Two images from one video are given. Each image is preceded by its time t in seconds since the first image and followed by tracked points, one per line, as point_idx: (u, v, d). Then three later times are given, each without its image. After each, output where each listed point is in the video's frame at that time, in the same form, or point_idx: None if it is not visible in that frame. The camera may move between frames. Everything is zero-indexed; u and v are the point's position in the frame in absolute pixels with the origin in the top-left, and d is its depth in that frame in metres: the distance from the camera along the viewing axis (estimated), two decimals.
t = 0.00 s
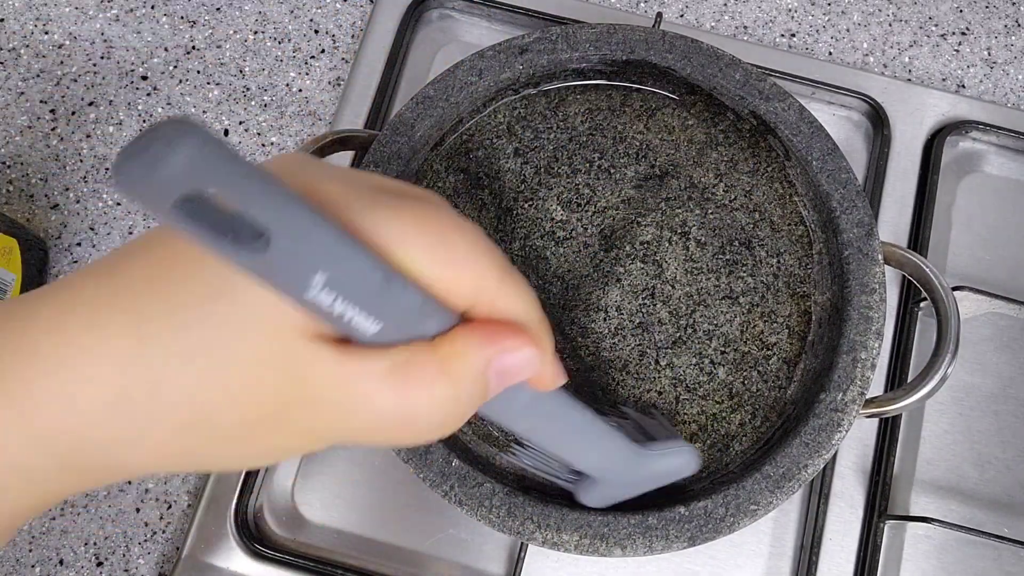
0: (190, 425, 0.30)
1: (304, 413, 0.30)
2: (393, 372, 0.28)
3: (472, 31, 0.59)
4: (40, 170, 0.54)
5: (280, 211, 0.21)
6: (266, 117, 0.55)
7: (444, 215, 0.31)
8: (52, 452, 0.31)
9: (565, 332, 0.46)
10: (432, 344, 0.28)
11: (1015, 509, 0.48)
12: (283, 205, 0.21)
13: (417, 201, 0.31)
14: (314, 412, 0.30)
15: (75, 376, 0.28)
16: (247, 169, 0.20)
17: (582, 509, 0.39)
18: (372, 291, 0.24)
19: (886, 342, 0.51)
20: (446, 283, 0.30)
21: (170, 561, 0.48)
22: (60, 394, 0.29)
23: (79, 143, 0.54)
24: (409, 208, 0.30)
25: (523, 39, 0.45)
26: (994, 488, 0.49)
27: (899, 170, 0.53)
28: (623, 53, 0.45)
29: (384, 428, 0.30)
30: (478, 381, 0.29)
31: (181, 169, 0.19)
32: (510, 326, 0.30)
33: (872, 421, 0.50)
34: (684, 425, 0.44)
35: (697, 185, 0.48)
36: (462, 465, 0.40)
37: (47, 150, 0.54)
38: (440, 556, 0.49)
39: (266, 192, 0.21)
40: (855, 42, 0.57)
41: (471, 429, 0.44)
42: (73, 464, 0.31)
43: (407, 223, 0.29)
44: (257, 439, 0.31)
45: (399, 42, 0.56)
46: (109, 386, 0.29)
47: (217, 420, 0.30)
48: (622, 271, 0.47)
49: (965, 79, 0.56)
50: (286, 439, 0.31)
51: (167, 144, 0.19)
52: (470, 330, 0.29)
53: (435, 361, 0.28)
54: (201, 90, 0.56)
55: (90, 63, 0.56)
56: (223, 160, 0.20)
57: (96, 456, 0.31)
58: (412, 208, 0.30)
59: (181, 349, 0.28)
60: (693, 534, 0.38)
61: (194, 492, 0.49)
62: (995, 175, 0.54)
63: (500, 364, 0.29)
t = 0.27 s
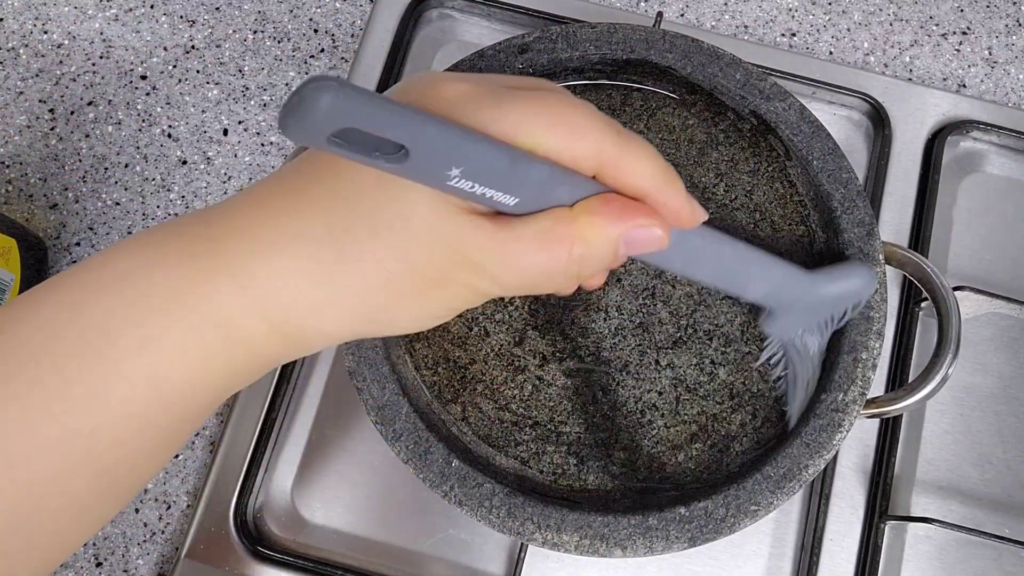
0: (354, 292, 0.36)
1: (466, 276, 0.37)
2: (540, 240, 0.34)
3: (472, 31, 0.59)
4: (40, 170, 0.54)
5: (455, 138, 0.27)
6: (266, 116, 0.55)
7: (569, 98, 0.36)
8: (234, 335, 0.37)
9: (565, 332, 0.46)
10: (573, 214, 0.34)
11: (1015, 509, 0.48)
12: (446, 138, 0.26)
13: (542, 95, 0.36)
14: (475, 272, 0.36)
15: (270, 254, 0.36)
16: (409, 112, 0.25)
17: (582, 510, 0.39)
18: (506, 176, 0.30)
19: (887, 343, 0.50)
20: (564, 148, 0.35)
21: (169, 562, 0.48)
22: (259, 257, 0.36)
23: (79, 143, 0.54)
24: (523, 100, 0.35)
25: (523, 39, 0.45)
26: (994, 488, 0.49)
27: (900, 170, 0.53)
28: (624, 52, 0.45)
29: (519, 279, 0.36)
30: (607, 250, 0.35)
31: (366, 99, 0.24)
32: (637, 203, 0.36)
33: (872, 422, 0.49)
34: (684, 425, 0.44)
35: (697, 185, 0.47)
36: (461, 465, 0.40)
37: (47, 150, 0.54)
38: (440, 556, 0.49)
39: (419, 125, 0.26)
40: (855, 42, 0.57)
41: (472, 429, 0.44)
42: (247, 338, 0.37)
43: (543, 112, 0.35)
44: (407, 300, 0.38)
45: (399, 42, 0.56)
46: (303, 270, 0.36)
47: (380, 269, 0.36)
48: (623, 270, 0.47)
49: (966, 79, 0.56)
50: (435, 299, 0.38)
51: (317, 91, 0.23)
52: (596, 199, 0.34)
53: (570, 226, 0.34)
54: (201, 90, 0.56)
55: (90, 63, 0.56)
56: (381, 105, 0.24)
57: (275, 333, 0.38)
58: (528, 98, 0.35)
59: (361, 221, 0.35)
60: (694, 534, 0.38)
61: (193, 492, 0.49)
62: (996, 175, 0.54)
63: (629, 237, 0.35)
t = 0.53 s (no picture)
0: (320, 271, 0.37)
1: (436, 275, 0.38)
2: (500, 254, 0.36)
3: (472, 31, 0.59)
4: (39, 170, 0.54)
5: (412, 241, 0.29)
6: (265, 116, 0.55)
7: (539, 121, 0.34)
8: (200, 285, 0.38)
9: (565, 332, 0.46)
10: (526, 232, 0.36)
11: (1016, 509, 0.48)
12: (416, 246, 0.29)
13: (513, 120, 0.34)
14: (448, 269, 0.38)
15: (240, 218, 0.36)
16: (349, 250, 0.27)
17: (582, 510, 0.39)
18: (477, 243, 0.32)
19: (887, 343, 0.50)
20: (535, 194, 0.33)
21: (169, 563, 0.47)
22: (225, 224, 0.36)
23: (78, 142, 0.54)
24: (494, 133, 0.34)
25: (524, 38, 0.45)
26: (996, 489, 0.49)
27: (901, 170, 0.53)
28: (624, 51, 0.45)
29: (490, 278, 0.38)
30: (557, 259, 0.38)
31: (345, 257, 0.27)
32: (591, 218, 0.38)
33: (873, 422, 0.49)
34: (684, 426, 0.44)
35: (697, 184, 0.48)
36: (461, 465, 0.39)
37: (46, 149, 0.54)
38: (440, 557, 0.49)
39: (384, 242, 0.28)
40: (856, 42, 0.56)
41: (471, 429, 0.44)
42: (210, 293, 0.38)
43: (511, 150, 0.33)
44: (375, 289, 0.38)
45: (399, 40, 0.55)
46: (267, 247, 0.36)
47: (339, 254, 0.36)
48: (623, 271, 0.46)
49: (967, 79, 0.56)
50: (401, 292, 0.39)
51: (317, 273, 0.27)
52: (551, 223, 0.36)
53: (524, 253, 0.37)
54: (200, 89, 0.56)
55: (89, 62, 0.56)
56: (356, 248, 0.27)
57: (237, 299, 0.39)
58: (506, 133, 0.34)
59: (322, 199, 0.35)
60: (694, 535, 0.38)
61: (193, 493, 0.48)
62: (997, 175, 0.54)
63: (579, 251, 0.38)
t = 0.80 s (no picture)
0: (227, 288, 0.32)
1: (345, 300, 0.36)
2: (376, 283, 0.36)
3: (472, 30, 0.59)
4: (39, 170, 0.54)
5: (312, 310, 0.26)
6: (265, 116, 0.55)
7: (429, 163, 0.33)
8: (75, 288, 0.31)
9: (565, 332, 0.46)
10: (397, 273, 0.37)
11: (1016, 509, 0.48)
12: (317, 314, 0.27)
13: (399, 173, 0.32)
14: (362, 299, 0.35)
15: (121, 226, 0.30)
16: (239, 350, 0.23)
17: (583, 510, 0.39)
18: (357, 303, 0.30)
19: (887, 343, 0.50)
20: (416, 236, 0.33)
21: (169, 562, 0.47)
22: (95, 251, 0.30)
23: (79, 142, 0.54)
24: (375, 186, 0.32)
25: (524, 37, 0.45)
26: (996, 488, 0.49)
27: (901, 170, 0.53)
28: (624, 51, 0.45)
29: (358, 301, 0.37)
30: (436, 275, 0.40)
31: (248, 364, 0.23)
32: (457, 240, 0.40)
33: (872, 422, 0.49)
34: (684, 426, 0.44)
35: (697, 184, 0.48)
36: (461, 465, 0.39)
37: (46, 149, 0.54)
38: (440, 557, 0.49)
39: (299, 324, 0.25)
40: (856, 42, 0.56)
41: (471, 429, 0.44)
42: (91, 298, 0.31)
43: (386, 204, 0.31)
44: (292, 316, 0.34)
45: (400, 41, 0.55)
46: (147, 256, 0.30)
47: (238, 283, 0.32)
48: (623, 271, 0.46)
49: (967, 79, 0.56)
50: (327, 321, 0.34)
51: (218, 384, 0.22)
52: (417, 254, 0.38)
53: (395, 287, 0.38)
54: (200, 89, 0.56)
55: (89, 62, 0.56)
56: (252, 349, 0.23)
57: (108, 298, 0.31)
58: (393, 181, 0.32)
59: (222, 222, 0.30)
60: (694, 535, 0.38)
61: (193, 493, 0.48)
62: (997, 175, 0.54)
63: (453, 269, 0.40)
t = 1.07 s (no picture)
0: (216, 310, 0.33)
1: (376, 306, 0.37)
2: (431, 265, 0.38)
3: (472, 30, 0.59)
4: (39, 169, 0.54)
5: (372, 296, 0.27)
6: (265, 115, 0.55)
7: (484, 147, 0.34)
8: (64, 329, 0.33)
9: (565, 332, 0.46)
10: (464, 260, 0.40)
11: (1016, 509, 0.48)
12: (382, 307, 0.27)
13: (460, 155, 0.33)
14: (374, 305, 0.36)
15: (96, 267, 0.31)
16: (338, 339, 0.25)
17: (583, 510, 0.39)
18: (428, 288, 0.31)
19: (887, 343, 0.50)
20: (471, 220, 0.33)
21: (169, 562, 0.47)
22: (138, 275, 0.32)
23: (78, 142, 0.54)
24: (417, 181, 0.32)
25: (524, 37, 0.45)
26: (996, 488, 0.49)
27: (900, 170, 0.53)
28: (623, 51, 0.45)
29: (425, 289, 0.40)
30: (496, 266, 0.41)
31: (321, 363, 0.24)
32: (524, 231, 0.41)
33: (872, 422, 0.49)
34: (684, 426, 0.44)
35: (697, 184, 0.48)
36: (461, 465, 0.39)
37: (46, 149, 0.54)
38: (441, 557, 0.49)
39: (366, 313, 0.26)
40: (856, 42, 0.56)
41: (471, 429, 0.44)
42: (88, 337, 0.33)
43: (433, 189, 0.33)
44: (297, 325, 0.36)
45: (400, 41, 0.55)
46: (221, 282, 0.32)
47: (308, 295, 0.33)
48: (623, 271, 0.46)
49: (967, 79, 0.56)
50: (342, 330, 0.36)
51: (294, 378, 0.23)
52: (483, 243, 0.40)
53: (462, 274, 0.40)
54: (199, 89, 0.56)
55: (89, 62, 0.56)
56: (318, 345, 0.24)
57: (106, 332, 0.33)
58: (450, 170, 0.33)
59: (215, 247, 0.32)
60: (693, 535, 0.38)
61: (193, 493, 0.48)
62: (997, 175, 0.54)
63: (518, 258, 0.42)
